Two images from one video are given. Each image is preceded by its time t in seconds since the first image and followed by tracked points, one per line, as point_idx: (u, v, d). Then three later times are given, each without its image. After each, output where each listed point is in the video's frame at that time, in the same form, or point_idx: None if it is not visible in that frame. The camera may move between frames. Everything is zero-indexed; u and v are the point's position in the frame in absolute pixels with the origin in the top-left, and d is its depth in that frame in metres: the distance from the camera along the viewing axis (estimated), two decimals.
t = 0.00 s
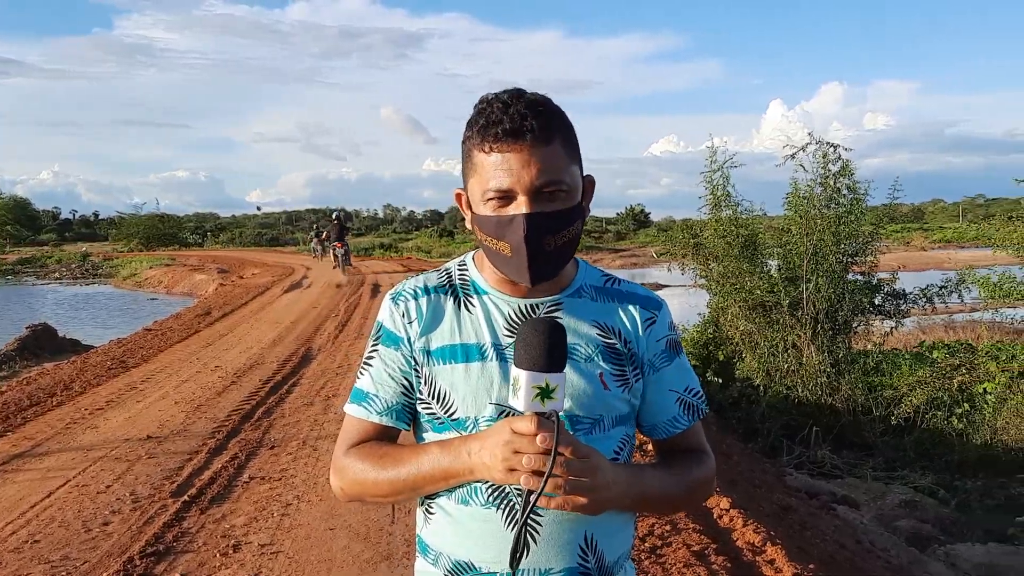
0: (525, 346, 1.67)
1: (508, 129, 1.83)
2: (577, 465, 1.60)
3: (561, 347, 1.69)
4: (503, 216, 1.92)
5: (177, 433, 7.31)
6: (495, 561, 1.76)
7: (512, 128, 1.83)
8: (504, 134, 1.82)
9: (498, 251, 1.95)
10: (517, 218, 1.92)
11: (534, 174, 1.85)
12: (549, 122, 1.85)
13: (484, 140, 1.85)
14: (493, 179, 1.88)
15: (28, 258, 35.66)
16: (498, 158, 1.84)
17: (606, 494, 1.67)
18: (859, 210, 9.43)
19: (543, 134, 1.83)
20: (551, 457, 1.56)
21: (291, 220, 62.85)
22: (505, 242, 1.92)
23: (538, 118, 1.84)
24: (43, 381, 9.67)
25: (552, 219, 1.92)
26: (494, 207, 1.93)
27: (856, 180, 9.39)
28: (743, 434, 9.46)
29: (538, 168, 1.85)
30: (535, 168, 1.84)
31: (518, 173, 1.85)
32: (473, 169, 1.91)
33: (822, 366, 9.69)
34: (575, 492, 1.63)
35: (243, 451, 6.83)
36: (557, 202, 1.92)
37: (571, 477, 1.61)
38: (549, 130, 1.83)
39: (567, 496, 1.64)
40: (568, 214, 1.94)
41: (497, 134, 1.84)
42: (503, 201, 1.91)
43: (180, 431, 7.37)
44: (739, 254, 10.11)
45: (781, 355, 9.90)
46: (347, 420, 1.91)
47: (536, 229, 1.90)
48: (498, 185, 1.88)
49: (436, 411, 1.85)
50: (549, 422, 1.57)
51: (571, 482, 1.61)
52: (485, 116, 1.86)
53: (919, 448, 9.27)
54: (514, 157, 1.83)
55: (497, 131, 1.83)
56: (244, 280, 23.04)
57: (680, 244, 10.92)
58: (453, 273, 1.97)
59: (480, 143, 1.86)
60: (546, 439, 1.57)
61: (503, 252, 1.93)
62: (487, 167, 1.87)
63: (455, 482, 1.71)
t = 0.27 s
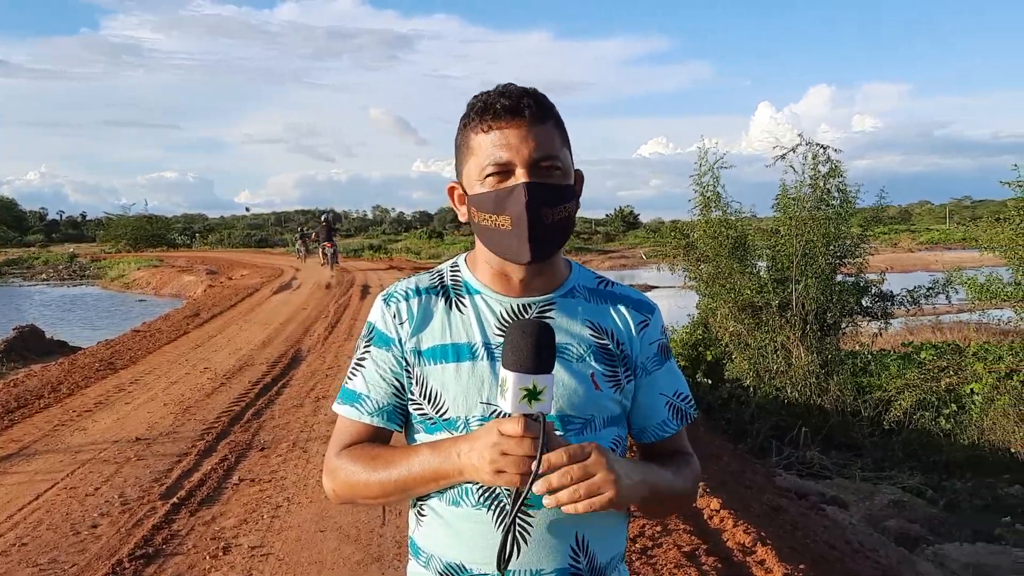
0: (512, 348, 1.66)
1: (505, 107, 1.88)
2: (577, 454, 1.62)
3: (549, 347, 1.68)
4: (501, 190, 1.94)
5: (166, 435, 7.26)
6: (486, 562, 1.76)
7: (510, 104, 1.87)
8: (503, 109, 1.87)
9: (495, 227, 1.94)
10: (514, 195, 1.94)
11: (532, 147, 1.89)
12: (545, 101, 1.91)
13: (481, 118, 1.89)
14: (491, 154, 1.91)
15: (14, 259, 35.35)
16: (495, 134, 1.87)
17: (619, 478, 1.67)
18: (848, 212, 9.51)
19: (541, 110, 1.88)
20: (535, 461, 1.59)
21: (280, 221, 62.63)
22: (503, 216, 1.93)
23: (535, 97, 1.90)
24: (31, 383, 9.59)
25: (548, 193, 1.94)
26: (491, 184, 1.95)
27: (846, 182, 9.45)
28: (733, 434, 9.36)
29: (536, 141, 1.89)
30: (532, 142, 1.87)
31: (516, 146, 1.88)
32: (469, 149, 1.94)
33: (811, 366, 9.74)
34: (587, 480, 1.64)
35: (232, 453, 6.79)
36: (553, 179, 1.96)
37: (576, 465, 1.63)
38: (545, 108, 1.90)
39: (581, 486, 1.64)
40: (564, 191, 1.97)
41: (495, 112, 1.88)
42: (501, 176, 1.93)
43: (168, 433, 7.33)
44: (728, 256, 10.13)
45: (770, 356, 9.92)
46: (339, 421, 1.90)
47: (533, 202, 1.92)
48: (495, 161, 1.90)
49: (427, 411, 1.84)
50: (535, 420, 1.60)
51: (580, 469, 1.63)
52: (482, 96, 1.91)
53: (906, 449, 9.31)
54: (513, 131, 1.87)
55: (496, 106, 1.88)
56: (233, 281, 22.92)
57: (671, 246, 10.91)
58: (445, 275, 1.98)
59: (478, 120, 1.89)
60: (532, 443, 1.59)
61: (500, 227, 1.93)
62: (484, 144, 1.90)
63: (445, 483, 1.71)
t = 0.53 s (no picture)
0: (502, 337, 1.71)
1: (501, 106, 1.87)
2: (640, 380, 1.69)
3: (538, 339, 1.73)
4: (496, 188, 1.94)
5: (156, 438, 7.22)
6: (482, 561, 1.75)
7: (507, 104, 1.87)
8: (499, 109, 1.87)
9: (491, 224, 1.96)
10: (509, 192, 1.95)
11: (528, 146, 1.89)
12: (541, 101, 1.92)
13: (478, 117, 1.89)
14: (487, 153, 1.91)
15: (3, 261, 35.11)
16: (491, 133, 1.87)
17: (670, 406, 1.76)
18: (839, 213, 9.56)
19: (537, 111, 1.89)
20: (526, 447, 1.59)
21: (272, 223, 62.44)
22: (499, 213, 1.94)
23: (530, 98, 1.90)
24: (20, 385, 9.53)
25: (542, 192, 1.96)
26: (486, 181, 1.95)
27: (839, 184, 9.50)
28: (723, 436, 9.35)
29: (532, 141, 1.89)
30: (527, 143, 1.88)
31: (513, 145, 1.88)
32: (464, 147, 1.95)
33: (801, 368, 9.77)
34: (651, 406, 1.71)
35: (224, 455, 6.77)
36: (546, 178, 1.97)
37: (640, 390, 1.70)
38: (541, 108, 1.90)
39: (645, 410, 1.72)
40: (557, 188, 1.98)
41: (491, 111, 1.87)
42: (496, 174, 1.94)
43: (159, 435, 7.29)
44: (719, 257, 10.16)
45: (761, 357, 9.97)
46: (332, 427, 1.90)
47: (527, 200, 1.93)
48: (491, 159, 1.91)
49: (421, 412, 1.83)
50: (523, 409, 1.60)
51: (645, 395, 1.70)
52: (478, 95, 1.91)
53: (897, 450, 9.33)
54: (509, 130, 1.88)
55: (492, 106, 1.88)
56: (224, 283, 22.82)
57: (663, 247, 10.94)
58: (436, 279, 1.98)
59: (474, 119, 1.89)
60: (523, 431, 1.59)
61: (495, 224, 1.94)
62: (480, 142, 1.91)
63: (439, 481, 1.70)
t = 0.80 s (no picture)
0: (500, 331, 1.70)
1: (497, 103, 1.89)
2: (636, 404, 1.66)
3: (535, 333, 1.71)
4: (492, 184, 1.95)
5: (146, 440, 7.18)
6: (479, 560, 1.75)
7: (503, 101, 1.89)
8: (495, 106, 1.88)
9: (486, 220, 1.96)
10: (504, 189, 1.95)
11: (524, 143, 1.90)
12: (536, 101, 1.94)
13: (474, 114, 1.90)
14: (483, 148, 1.92)
15: None
16: (487, 130, 1.88)
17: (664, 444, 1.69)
18: (829, 214, 9.60)
19: (533, 109, 1.90)
20: (524, 443, 1.59)
21: (262, 224, 62.22)
22: (495, 209, 1.94)
23: (526, 97, 1.92)
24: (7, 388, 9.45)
25: (538, 189, 1.96)
26: (482, 178, 1.96)
27: (829, 185, 9.55)
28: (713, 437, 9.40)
29: (528, 137, 1.90)
30: (523, 139, 1.89)
31: (509, 141, 1.90)
32: (459, 145, 1.96)
33: (791, 369, 9.86)
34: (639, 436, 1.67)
35: (214, 457, 6.73)
36: (542, 176, 1.98)
37: (634, 416, 1.66)
38: (536, 107, 1.92)
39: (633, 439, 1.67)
40: (553, 186, 1.98)
41: (487, 108, 1.89)
42: (492, 170, 1.94)
43: (149, 437, 7.24)
44: (710, 259, 10.18)
45: (752, 358, 10.03)
46: (326, 427, 1.89)
47: (523, 197, 1.94)
48: (487, 156, 1.92)
49: (416, 411, 1.83)
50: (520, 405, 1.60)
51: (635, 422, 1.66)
52: (474, 93, 1.92)
53: (887, 450, 9.32)
54: (505, 126, 1.89)
55: (488, 103, 1.89)
56: (213, 284, 22.72)
57: (653, 248, 10.98)
58: (431, 279, 1.98)
59: (470, 116, 1.91)
60: (519, 427, 1.58)
61: (491, 220, 1.94)
62: (476, 139, 1.92)
63: (434, 479, 1.69)
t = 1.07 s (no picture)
0: (493, 334, 1.69)
1: (490, 105, 1.89)
2: (620, 406, 1.65)
3: (528, 336, 1.71)
4: (486, 185, 1.94)
5: (133, 443, 7.13)
6: (469, 565, 1.74)
7: (497, 103, 1.89)
8: (489, 107, 1.88)
9: (480, 222, 1.96)
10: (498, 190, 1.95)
11: (517, 144, 1.90)
12: (530, 103, 1.94)
13: (467, 115, 1.90)
14: (477, 150, 1.91)
15: None
16: (480, 131, 1.88)
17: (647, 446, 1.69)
18: (817, 216, 9.64)
19: (526, 110, 1.90)
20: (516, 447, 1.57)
21: (250, 226, 61.93)
22: (489, 210, 1.94)
23: (520, 98, 1.92)
24: None
25: (531, 191, 1.96)
26: (475, 179, 1.95)
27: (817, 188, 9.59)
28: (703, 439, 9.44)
29: (521, 139, 1.90)
30: (517, 141, 1.89)
31: (503, 142, 1.89)
32: (453, 145, 1.96)
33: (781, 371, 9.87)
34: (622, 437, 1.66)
35: (202, 461, 6.68)
36: (536, 178, 1.98)
37: (617, 418, 1.65)
38: (530, 109, 1.92)
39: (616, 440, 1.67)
40: (546, 187, 1.98)
41: (481, 109, 1.89)
42: (486, 171, 1.94)
43: (136, 441, 7.18)
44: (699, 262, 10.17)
45: (740, 359, 10.06)
46: (317, 430, 1.88)
47: (516, 198, 1.93)
48: (480, 158, 1.92)
49: (407, 414, 1.82)
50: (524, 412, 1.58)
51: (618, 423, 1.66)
52: (468, 94, 1.92)
53: (874, 451, 9.40)
54: (499, 128, 1.89)
55: (482, 105, 1.89)
56: (201, 287, 22.59)
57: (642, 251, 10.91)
58: (424, 281, 1.98)
59: (464, 117, 1.90)
60: (513, 430, 1.57)
61: (485, 221, 1.94)
62: (469, 141, 1.91)
63: (426, 482, 1.68)
